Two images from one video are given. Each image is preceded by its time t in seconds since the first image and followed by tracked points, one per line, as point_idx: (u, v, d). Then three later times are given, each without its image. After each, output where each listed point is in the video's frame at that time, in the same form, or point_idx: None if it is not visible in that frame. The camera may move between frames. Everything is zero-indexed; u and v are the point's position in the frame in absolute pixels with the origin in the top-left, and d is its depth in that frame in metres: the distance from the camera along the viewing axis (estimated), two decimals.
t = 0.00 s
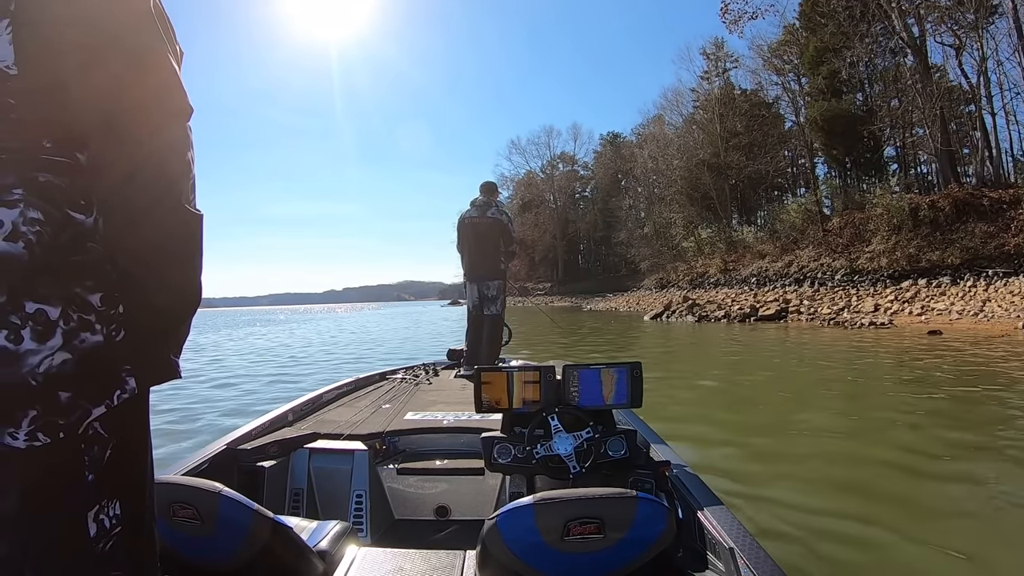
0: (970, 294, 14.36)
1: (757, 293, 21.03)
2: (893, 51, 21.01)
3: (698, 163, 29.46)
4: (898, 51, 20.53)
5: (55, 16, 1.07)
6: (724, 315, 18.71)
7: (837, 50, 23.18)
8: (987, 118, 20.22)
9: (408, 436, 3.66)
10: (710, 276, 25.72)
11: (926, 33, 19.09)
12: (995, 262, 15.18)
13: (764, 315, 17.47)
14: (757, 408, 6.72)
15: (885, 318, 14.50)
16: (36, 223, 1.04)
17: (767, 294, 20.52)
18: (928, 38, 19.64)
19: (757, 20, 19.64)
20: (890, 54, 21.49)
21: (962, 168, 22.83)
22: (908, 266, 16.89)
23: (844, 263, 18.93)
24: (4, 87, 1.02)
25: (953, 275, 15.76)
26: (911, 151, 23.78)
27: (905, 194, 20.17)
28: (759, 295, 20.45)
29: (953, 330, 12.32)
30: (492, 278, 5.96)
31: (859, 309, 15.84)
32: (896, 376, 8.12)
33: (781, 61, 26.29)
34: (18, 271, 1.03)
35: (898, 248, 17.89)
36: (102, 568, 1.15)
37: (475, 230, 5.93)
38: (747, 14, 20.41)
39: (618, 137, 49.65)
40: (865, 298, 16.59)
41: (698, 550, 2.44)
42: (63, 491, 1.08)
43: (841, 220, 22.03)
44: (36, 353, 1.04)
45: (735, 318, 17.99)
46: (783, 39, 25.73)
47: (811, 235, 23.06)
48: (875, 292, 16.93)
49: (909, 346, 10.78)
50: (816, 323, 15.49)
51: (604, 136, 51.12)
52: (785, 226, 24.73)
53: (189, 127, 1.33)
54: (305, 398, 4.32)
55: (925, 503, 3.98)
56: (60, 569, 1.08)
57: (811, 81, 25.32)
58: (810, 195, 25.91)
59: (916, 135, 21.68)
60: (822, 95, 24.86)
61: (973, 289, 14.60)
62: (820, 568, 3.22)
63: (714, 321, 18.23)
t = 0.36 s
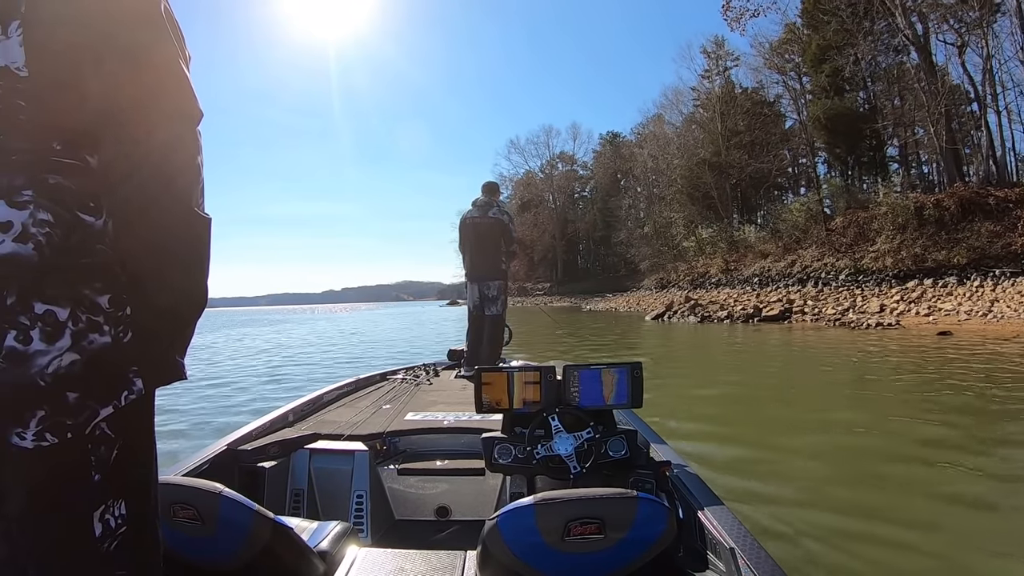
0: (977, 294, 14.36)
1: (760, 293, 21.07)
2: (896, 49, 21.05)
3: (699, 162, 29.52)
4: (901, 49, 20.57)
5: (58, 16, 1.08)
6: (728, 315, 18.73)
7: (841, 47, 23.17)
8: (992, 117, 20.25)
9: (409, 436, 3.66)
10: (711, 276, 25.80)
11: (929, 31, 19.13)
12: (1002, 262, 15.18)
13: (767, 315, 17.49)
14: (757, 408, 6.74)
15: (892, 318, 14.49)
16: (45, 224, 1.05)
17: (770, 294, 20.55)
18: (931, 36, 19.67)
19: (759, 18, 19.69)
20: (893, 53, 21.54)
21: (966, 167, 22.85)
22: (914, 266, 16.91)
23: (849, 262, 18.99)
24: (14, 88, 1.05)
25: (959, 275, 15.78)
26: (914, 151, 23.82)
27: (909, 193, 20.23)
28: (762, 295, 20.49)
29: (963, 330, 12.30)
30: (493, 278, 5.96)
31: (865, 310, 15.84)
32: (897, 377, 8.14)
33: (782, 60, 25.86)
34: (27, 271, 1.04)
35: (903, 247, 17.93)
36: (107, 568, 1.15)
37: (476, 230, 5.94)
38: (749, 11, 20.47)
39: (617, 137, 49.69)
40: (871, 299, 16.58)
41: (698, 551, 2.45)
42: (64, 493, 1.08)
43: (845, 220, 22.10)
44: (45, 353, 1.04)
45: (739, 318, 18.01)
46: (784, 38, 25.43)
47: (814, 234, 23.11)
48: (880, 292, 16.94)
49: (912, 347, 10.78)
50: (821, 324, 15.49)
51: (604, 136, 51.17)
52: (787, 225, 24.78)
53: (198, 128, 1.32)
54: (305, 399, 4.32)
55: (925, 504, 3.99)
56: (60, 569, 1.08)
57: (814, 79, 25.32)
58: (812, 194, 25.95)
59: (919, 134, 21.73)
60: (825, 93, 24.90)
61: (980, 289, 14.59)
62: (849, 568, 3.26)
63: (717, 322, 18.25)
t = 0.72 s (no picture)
0: (985, 294, 14.30)
1: (763, 293, 21.04)
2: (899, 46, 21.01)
3: (700, 161, 29.52)
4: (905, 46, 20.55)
5: (58, 15, 1.08)
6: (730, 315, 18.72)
7: (845, 45, 23.15)
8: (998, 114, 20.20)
9: (409, 437, 3.66)
10: (712, 276, 25.78)
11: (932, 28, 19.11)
12: (1010, 261, 15.14)
13: (771, 315, 17.47)
14: (758, 409, 6.73)
15: (898, 318, 14.44)
16: (45, 223, 1.05)
17: (773, 294, 20.51)
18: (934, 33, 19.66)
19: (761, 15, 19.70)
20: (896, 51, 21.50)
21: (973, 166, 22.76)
22: (919, 266, 16.86)
23: (853, 262, 18.94)
24: (16, 88, 1.05)
25: (965, 275, 15.73)
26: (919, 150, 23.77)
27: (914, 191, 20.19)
28: (765, 295, 20.46)
29: (973, 330, 12.24)
30: (488, 278, 5.95)
31: (870, 309, 15.80)
32: (900, 379, 8.12)
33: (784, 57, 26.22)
34: (27, 271, 1.04)
35: (908, 247, 17.89)
36: (106, 568, 1.15)
37: (472, 230, 5.97)
38: (751, 7, 20.49)
39: (617, 136, 49.69)
40: (877, 298, 16.54)
41: (698, 551, 2.45)
42: (63, 491, 1.08)
43: (849, 219, 22.08)
44: (45, 352, 1.05)
45: (742, 318, 17.98)
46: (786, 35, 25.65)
47: (817, 233, 23.09)
48: (886, 292, 16.90)
49: (917, 348, 10.74)
50: (825, 324, 15.45)
51: (603, 135, 51.20)
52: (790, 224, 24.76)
53: (198, 127, 1.32)
54: (305, 399, 4.33)
55: (927, 505, 3.99)
56: (59, 568, 1.08)
57: (816, 77, 25.29)
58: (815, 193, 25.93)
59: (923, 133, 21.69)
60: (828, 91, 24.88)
61: (987, 289, 14.55)
62: (856, 568, 3.27)
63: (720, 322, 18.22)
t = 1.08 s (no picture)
0: (991, 292, 14.26)
1: (765, 293, 21.01)
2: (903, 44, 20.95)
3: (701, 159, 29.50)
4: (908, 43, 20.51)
5: (56, 14, 1.08)
6: (733, 315, 18.68)
7: (848, 42, 23.11)
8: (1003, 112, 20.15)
9: (409, 436, 3.66)
10: (713, 276, 25.74)
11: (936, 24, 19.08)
12: (1017, 260, 15.09)
13: (774, 315, 17.45)
14: (759, 410, 6.72)
15: (905, 318, 14.37)
16: (43, 222, 1.06)
17: (777, 293, 20.47)
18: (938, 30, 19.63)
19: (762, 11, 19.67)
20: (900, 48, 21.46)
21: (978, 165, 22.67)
22: (925, 264, 16.82)
23: (857, 261, 18.90)
24: (14, 88, 1.05)
25: (971, 274, 15.68)
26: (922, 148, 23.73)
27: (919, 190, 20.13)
28: (768, 295, 20.41)
29: (983, 330, 12.18)
30: (481, 279, 5.93)
31: (876, 309, 15.75)
32: (903, 379, 8.10)
33: (785, 56, 25.84)
34: (25, 269, 1.04)
35: (914, 246, 17.85)
36: (106, 566, 1.15)
37: (468, 231, 6.01)
38: (753, 4, 20.46)
39: (617, 135, 49.68)
40: (882, 298, 16.48)
41: (698, 551, 2.45)
42: (63, 490, 1.08)
43: (853, 217, 22.07)
44: (43, 350, 1.05)
45: (745, 318, 17.94)
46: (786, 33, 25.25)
47: (821, 231, 23.04)
48: (891, 291, 16.86)
49: (922, 349, 10.70)
50: (830, 324, 15.41)
51: (603, 134, 51.23)
52: (792, 224, 24.73)
53: (196, 126, 1.32)
54: (306, 399, 4.33)
55: (929, 505, 3.98)
56: (59, 568, 1.09)
57: (819, 75, 25.24)
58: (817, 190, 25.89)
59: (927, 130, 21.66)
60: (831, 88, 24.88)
61: (994, 287, 14.48)
62: (859, 568, 3.26)
63: (722, 322, 18.19)
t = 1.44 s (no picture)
0: (997, 292, 14.25)
1: (767, 292, 21.00)
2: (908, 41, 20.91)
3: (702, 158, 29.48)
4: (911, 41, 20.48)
5: (56, 14, 1.08)
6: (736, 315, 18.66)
7: (851, 39, 23.06)
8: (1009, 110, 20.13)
9: (410, 436, 3.65)
10: (714, 275, 25.73)
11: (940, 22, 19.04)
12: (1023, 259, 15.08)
13: (778, 315, 17.42)
14: (761, 410, 6.71)
15: (912, 318, 14.32)
16: (43, 222, 1.06)
17: (780, 293, 20.45)
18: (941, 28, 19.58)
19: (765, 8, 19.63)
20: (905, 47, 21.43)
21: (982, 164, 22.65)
22: (931, 263, 16.81)
23: (861, 261, 18.88)
24: (14, 90, 1.05)
25: (978, 274, 15.66)
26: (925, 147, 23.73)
27: (924, 188, 20.09)
28: (771, 295, 20.39)
29: (992, 331, 12.14)
30: (472, 279, 5.92)
31: (883, 309, 15.71)
32: (905, 380, 8.09)
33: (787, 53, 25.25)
34: (25, 269, 1.04)
35: (919, 244, 17.82)
36: (106, 565, 1.15)
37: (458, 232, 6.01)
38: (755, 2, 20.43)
39: (616, 134, 49.70)
40: (887, 298, 16.46)
41: (699, 550, 2.44)
42: (63, 489, 1.08)
43: (857, 215, 22.06)
44: (43, 350, 1.05)
45: (748, 318, 17.92)
46: (787, 30, 25.22)
47: (825, 231, 23.01)
48: (896, 291, 16.84)
49: (926, 349, 10.69)
50: (835, 325, 15.37)
51: (603, 133, 51.25)
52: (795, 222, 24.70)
53: (196, 126, 1.32)
54: (306, 399, 4.33)
55: (931, 506, 3.98)
56: (59, 567, 1.09)
57: (822, 73, 25.21)
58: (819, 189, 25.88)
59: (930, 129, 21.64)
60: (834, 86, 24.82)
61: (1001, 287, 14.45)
62: (862, 568, 3.26)
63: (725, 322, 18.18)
